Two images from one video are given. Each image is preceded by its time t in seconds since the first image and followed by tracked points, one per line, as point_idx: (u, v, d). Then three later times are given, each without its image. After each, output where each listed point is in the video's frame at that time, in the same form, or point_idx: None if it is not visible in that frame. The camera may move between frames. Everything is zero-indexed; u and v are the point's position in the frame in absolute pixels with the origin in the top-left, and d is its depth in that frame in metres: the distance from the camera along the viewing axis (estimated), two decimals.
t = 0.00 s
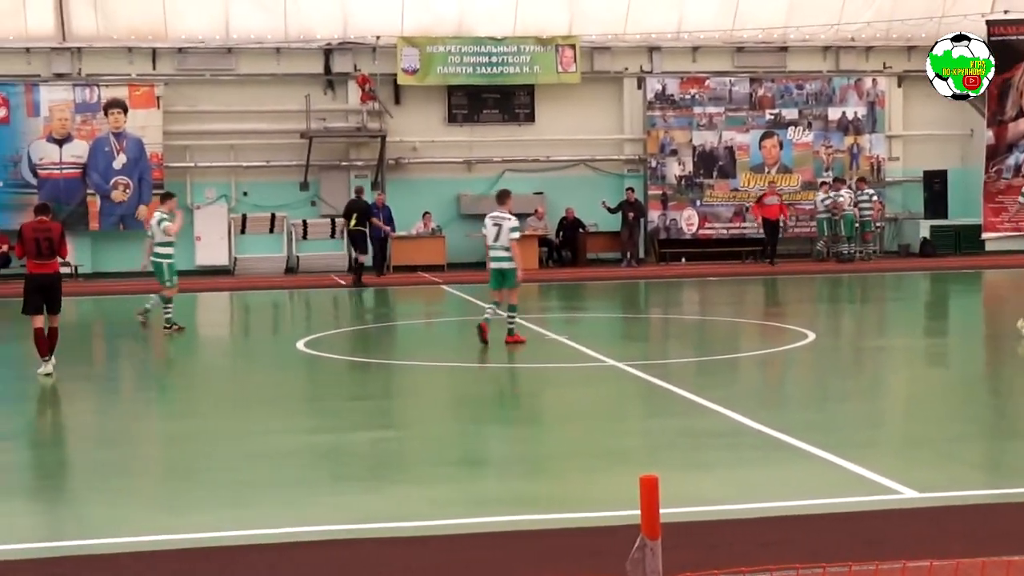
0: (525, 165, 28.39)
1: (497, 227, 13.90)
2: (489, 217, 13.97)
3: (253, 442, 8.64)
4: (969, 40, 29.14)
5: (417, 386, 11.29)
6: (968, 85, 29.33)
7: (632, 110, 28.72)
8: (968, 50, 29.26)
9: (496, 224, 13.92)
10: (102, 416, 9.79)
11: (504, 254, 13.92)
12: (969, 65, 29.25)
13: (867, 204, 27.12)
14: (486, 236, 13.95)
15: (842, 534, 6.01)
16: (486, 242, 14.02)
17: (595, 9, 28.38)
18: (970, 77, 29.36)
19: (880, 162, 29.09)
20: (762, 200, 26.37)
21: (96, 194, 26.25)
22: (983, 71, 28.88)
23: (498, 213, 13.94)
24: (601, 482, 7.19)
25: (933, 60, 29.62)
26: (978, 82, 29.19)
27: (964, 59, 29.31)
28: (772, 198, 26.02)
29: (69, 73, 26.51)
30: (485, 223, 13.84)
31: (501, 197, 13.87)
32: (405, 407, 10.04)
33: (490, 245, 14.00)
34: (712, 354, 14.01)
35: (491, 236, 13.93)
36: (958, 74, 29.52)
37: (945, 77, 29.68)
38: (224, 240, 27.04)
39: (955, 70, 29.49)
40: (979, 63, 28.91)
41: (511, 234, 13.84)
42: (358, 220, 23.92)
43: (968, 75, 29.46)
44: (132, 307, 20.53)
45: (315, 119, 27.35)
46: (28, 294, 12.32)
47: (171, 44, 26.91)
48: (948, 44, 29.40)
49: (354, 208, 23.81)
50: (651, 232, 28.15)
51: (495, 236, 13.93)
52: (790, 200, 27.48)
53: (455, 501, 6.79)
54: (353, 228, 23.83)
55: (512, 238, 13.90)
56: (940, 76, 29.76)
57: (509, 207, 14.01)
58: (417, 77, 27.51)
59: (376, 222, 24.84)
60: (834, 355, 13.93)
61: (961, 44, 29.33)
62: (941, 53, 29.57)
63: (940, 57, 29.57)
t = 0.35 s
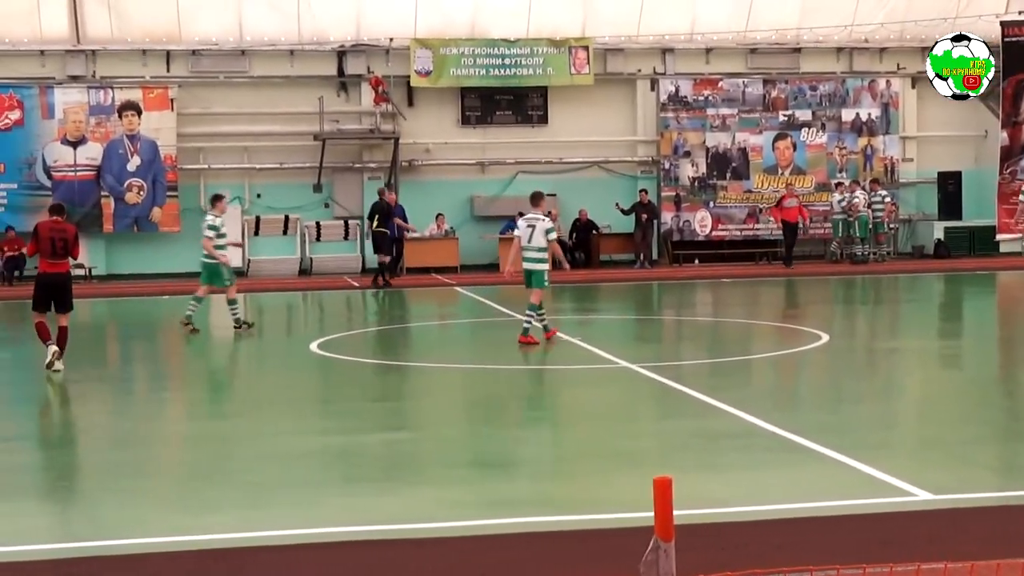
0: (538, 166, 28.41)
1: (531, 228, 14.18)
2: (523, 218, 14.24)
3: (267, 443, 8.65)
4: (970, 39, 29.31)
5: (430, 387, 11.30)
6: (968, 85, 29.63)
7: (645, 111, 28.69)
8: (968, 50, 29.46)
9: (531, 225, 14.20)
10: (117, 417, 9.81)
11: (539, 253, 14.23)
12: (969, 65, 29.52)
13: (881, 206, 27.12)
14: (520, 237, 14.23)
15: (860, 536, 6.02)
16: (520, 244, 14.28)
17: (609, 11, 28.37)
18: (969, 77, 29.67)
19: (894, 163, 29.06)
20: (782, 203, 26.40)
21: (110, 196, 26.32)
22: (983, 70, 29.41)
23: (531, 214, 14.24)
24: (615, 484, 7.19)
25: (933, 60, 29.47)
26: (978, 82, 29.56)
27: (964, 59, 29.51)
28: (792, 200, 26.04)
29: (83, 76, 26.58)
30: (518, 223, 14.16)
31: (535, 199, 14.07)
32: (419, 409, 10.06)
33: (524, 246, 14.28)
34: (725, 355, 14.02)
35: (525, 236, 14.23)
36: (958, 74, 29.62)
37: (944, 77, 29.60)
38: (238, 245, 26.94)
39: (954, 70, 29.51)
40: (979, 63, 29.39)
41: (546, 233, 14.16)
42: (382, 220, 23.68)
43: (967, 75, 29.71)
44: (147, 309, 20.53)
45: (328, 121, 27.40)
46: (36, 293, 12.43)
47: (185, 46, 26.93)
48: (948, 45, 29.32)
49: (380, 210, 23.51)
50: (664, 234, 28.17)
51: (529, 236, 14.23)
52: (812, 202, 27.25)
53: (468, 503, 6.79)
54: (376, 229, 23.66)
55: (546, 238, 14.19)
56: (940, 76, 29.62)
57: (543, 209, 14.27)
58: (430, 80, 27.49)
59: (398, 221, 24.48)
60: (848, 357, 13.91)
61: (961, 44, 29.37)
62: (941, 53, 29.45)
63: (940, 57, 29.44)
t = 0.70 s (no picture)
0: (547, 167, 28.40)
1: (556, 226, 14.17)
2: (550, 216, 14.25)
3: (276, 443, 8.68)
4: (971, 39, 29.20)
5: (439, 388, 11.32)
6: (968, 84, 29.65)
7: (654, 112, 28.68)
8: (967, 50, 29.38)
9: (556, 224, 14.19)
10: (125, 418, 9.81)
11: (565, 252, 14.19)
12: (969, 65, 29.46)
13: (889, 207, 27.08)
14: (547, 235, 14.23)
15: (869, 536, 6.00)
16: (548, 241, 14.28)
17: (618, 12, 28.32)
18: (969, 77, 29.67)
19: (903, 164, 29.09)
20: (794, 204, 26.38)
21: (119, 197, 26.35)
22: (983, 70, 29.47)
23: (559, 213, 14.19)
24: (624, 485, 7.19)
25: (933, 60, 29.45)
26: (978, 82, 29.61)
27: (964, 59, 29.42)
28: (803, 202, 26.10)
29: (92, 77, 26.67)
30: (543, 223, 14.16)
31: (560, 197, 14.07)
32: (427, 409, 10.07)
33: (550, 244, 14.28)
34: (734, 356, 13.99)
35: (552, 236, 14.23)
36: (958, 73, 29.52)
37: (944, 77, 29.47)
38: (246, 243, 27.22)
39: (954, 70, 29.41)
40: (979, 63, 29.41)
41: (570, 232, 14.09)
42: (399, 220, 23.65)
43: (967, 75, 29.67)
44: (156, 310, 20.57)
45: (336, 122, 27.42)
46: (43, 292, 12.48)
47: (194, 47, 26.96)
48: (948, 44, 29.23)
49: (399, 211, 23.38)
50: (673, 235, 28.16)
51: (556, 235, 14.21)
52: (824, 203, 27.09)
53: (476, 503, 6.80)
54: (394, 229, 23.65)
55: (571, 237, 14.12)
56: (940, 77, 29.51)
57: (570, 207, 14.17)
58: (439, 80, 27.53)
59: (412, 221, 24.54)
60: (855, 358, 13.90)
61: (961, 44, 29.27)
62: (941, 53, 29.40)
63: (941, 57, 29.39)
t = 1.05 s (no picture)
0: (554, 168, 28.42)
1: (583, 227, 14.20)
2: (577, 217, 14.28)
3: (282, 444, 8.68)
4: (972, 39, 29.10)
5: (444, 389, 11.32)
6: (969, 84, 29.54)
7: (661, 113, 28.66)
8: (969, 50, 29.27)
9: (583, 225, 14.23)
10: (131, 419, 9.80)
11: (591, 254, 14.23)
12: (969, 65, 29.35)
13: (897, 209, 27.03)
14: (573, 235, 14.27)
15: (874, 539, 5.99)
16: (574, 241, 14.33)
17: (626, 14, 28.33)
18: (969, 77, 29.53)
19: (910, 165, 29.10)
20: (809, 205, 26.32)
21: (126, 199, 26.38)
22: (983, 70, 29.40)
23: (585, 214, 14.24)
24: (630, 486, 7.18)
25: (933, 60, 29.28)
26: (978, 82, 29.53)
27: (965, 59, 29.32)
28: (818, 203, 26.00)
29: (99, 78, 26.72)
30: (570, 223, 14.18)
31: (589, 198, 14.11)
32: (434, 411, 10.06)
33: (576, 244, 14.31)
34: (740, 357, 13.95)
35: (578, 236, 14.26)
36: (959, 73, 29.41)
37: (944, 77, 29.31)
38: (251, 244, 27.21)
39: (954, 70, 29.30)
40: (979, 63, 29.34)
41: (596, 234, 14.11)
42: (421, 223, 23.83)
43: (967, 75, 29.53)
44: (164, 311, 20.58)
45: (343, 123, 27.40)
46: (47, 293, 12.51)
47: (201, 49, 26.97)
48: (949, 44, 29.11)
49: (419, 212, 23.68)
50: (680, 235, 28.18)
51: (582, 236, 14.23)
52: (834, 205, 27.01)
53: (481, 505, 6.79)
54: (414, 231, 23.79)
55: (597, 238, 14.15)
56: (941, 76, 29.32)
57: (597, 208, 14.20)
58: (445, 82, 27.45)
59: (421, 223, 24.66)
60: (862, 359, 13.89)
61: (962, 44, 29.16)
62: (941, 52, 29.23)
63: (941, 57, 29.23)
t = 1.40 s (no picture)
0: (554, 170, 28.45)
1: (604, 227, 14.26)
2: (597, 219, 14.34)
3: (282, 445, 8.69)
4: (971, 39, 29.07)
5: (444, 391, 11.34)
6: (968, 84, 29.42)
7: (661, 115, 28.68)
8: (968, 50, 29.23)
9: (603, 225, 14.29)
10: (131, 420, 9.81)
11: (613, 254, 14.28)
12: (969, 65, 29.27)
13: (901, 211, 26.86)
14: (594, 236, 14.32)
15: (873, 541, 5.99)
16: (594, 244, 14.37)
17: (626, 15, 28.31)
18: (969, 77, 29.42)
19: (910, 167, 29.13)
20: (816, 206, 26.20)
21: (127, 200, 26.39)
22: (983, 70, 29.27)
23: (604, 215, 14.31)
24: (629, 488, 7.19)
25: (933, 60, 29.24)
26: (978, 82, 29.43)
27: (964, 59, 29.26)
28: (826, 203, 25.89)
29: (100, 80, 26.73)
30: (592, 224, 14.23)
31: (609, 199, 14.18)
32: (434, 412, 10.07)
33: (597, 245, 14.36)
34: (740, 360, 13.94)
35: (599, 237, 14.31)
36: (958, 73, 29.31)
37: (944, 77, 29.22)
38: (251, 245, 27.21)
39: (954, 70, 29.22)
40: (980, 63, 29.21)
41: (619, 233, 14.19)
42: (430, 224, 23.83)
43: (966, 75, 29.43)
44: (165, 312, 20.60)
45: (343, 125, 27.40)
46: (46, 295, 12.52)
47: (201, 50, 26.97)
48: (948, 44, 29.09)
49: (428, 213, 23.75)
50: (680, 237, 28.15)
51: (603, 237, 14.29)
52: (836, 207, 26.97)
53: (482, 506, 6.80)
54: (422, 232, 23.81)
55: (619, 238, 14.24)
56: (940, 77, 29.23)
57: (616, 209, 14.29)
58: (445, 84, 27.48)
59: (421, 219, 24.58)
60: (862, 361, 13.89)
61: (961, 44, 29.13)
62: (941, 53, 29.22)
63: (940, 57, 29.21)
